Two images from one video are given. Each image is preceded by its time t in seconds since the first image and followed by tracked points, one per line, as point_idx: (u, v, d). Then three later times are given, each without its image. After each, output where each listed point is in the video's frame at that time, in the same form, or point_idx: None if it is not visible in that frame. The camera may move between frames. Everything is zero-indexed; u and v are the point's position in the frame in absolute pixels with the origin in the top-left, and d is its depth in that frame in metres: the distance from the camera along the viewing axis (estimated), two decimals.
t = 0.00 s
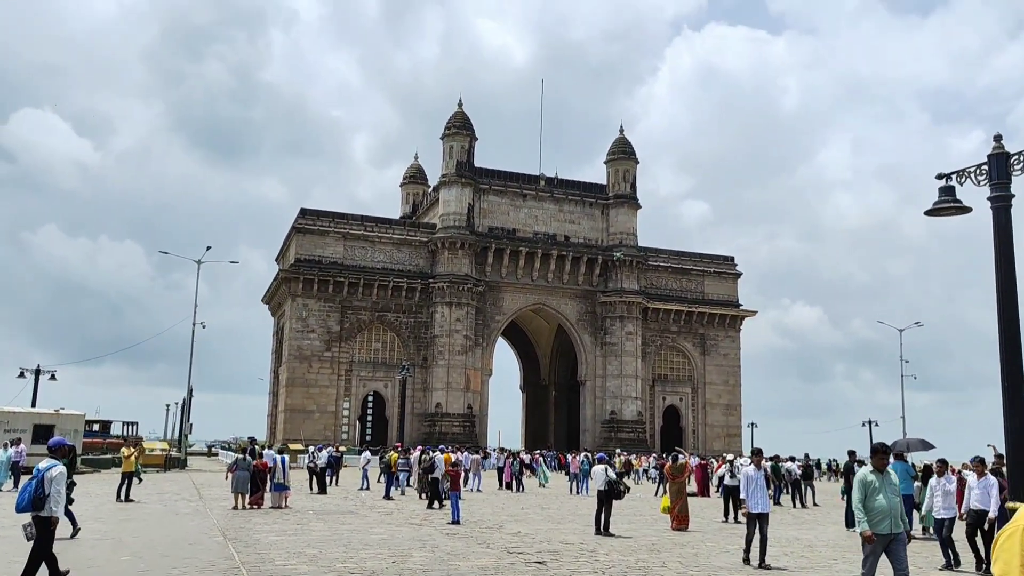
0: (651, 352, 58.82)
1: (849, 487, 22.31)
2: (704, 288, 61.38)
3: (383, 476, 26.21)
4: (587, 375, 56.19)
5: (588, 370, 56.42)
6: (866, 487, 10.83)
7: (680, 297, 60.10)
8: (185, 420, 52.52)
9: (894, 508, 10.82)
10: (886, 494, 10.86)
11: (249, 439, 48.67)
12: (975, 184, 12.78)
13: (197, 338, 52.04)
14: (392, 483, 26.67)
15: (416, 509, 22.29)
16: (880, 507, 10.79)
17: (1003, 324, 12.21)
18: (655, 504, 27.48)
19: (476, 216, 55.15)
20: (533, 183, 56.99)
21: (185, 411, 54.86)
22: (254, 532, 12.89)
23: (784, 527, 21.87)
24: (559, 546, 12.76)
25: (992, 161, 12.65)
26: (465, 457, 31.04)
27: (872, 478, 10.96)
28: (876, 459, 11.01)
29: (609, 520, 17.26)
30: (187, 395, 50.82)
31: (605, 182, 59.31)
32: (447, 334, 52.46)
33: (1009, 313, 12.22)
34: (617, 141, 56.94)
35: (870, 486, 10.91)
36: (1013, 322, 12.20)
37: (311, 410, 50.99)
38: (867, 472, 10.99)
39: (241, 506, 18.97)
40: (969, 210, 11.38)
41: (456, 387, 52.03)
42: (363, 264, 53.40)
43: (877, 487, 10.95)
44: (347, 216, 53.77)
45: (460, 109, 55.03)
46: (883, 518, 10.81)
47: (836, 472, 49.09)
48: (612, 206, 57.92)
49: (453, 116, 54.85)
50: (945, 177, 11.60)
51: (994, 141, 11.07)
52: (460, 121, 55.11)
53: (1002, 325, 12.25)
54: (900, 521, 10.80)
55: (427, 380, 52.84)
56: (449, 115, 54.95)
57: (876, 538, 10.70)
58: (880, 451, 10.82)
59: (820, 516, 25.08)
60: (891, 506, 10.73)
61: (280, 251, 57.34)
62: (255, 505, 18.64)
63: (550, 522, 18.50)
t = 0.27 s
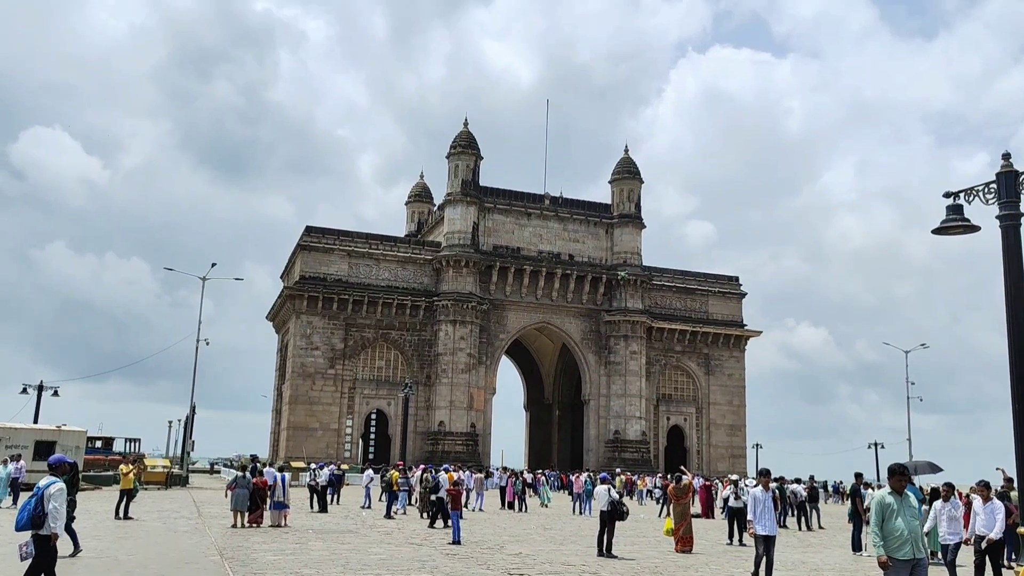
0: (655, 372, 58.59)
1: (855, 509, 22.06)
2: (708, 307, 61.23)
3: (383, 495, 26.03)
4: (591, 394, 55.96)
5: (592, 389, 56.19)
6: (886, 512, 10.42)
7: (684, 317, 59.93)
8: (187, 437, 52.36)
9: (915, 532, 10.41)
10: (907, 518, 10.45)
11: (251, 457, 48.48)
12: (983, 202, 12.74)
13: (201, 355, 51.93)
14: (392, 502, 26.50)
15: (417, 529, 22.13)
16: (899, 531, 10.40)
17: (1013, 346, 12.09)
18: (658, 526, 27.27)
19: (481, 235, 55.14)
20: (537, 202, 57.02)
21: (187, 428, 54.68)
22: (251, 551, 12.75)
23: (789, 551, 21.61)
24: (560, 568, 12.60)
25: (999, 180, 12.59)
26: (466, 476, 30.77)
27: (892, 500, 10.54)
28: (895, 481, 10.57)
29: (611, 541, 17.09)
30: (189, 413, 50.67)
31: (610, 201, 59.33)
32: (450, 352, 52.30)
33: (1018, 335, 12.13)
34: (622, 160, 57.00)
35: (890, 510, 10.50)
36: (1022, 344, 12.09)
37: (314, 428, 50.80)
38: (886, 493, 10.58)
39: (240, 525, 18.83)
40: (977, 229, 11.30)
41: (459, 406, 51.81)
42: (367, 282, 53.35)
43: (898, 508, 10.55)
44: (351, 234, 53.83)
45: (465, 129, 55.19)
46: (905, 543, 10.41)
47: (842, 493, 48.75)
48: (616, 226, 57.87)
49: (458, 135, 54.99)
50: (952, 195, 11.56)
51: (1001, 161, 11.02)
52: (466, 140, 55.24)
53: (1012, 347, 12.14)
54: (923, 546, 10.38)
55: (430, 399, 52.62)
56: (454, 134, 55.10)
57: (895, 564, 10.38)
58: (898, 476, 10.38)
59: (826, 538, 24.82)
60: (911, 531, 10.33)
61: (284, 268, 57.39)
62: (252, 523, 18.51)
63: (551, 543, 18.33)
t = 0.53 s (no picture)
0: (660, 387, 58.36)
1: (862, 528, 21.86)
2: (714, 323, 61.05)
3: (386, 510, 25.91)
4: (596, 409, 55.74)
5: (596, 404, 55.98)
6: (903, 532, 10.10)
7: (689, 332, 59.75)
8: (191, 450, 52.28)
9: (933, 554, 10.09)
10: (925, 539, 10.12)
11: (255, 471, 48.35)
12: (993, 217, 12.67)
13: (205, 368, 51.89)
14: (395, 517, 26.36)
15: (420, 545, 22.00)
16: (917, 552, 10.08)
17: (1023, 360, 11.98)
18: (663, 543, 27.04)
19: (486, 249, 55.13)
20: (543, 217, 57.01)
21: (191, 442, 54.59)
22: (251, 566, 12.66)
23: (795, 569, 21.41)
24: None
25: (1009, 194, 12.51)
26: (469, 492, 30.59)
27: (910, 519, 10.20)
28: (912, 500, 10.23)
29: (615, 558, 16.95)
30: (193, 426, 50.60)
31: (615, 216, 59.29)
32: (455, 366, 52.16)
33: None
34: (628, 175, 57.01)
35: (908, 530, 10.16)
36: None
37: (318, 441, 50.67)
38: (904, 512, 10.23)
39: (240, 539, 18.74)
40: (986, 245, 11.25)
41: (463, 420, 51.63)
42: (372, 296, 53.33)
43: (916, 528, 10.20)
44: (357, 248, 53.86)
45: (471, 143, 55.28)
46: (922, 564, 10.09)
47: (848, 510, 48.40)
48: (622, 241, 57.82)
49: (464, 150, 55.08)
50: (960, 210, 11.53)
51: (1010, 176, 10.95)
52: (471, 155, 55.33)
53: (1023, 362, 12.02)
54: (940, 568, 10.08)
55: (435, 413, 52.47)
56: (460, 149, 55.19)
57: None
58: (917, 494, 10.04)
59: (832, 557, 24.58)
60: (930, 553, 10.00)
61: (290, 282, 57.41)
62: (253, 538, 18.45)
63: (554, 560, 18.18)
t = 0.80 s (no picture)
0: (664, 384, 58.24)
1: (869, 525, 21.71)
2: (718, 320, 60.90)
3: (389, 509, 25.82)
4: (600, 407, 55.64)
5: (601, 402, 55.88)
6: (917, 531, 10.00)
7: (694, 329, 59.61)
8: (195, 450, 52.28)
9: (948, 553, 9.97)
10: (941, 539, 10.00)
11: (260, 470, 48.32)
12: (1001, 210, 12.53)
13: (210, 367, 51.90)
14: (399, 515, 26.26)
15: (424, 544, 21.92)
16: (932, 552, 9.97)
17: None
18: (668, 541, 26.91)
19: (490, 247, 55.04)
20: (546, 215, 56.89)
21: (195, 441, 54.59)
22: (253, 566, 12.57)
23: (801, 567, 21.28)
24: None
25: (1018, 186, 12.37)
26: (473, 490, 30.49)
27: (925, 519, 10.09)
28: (928, 499, 10.12)
29: (619, 557, 16.85)
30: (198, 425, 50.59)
31: (619, 213, 59.16)
32: (459, 364, 52.09)
33: None
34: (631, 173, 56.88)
35: (923, 529, 10.05)
36: None
37: (322, 440, 50.65)
38: (920, 511, 10.12)
39: (243, 538, 18.67)
40: (994, 238, 11.13)
41: (468, 418, 51.57)
42: (376, 294, 53.28)
43: (932, 528, 10.09)
44: (360, 247, 53.82)
45: (474, 141, 55.19)
46: (938, 564, 9.97)
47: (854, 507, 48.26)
48: (625, 238, 57.69)
49: (467, 148, 55.00)
50: (968, 203, 11.40)
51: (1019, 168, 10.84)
52: (475, 153, 55.23)
53: None
54: (956, 568, 9.96)
55: (439, 411, 52.41)
56: (463, 147, 55.11)
57: None
58: (932, 493, 9.95)
59: (839, 554, 24.44)
60: (946, 552, 9.89)
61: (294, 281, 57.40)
62: (256, 537, 18.38)
63: (559, 558, 18.08)
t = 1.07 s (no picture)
0: (667, 380, 58.15)
1: (873, 520, 21.60)
2: (721, 315, 60.76)
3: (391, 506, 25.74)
4: (603, 403, 55.54)
5: (604, 398, 55.79)
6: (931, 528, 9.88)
7: (697, 324, 59.49)
8: (198, 448, 52.26)
9: (963, 551, 9.86)
10: (955, 536, 9.89)
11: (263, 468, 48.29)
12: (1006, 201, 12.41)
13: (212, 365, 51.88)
14: (401, 513, 26.18)
15: (426, 541, 21.85)
16: (946, 550, 9.86)
17: None
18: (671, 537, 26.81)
19: (491, 244, 54.93)
20: (548, 211, 56.76)
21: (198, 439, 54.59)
22: (252, 564, 12.48)
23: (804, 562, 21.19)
24: None
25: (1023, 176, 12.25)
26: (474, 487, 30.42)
27: (939, 516, 9.99)
28: (942, 496, 9.99)
29: (622, 553, 16.76)
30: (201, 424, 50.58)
31: (621, 209, 59.01)
32: (461, 361, 52.01)
33: None
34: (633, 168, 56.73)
35: (937, 526, 9.95)
36: None
37: (325, 438, 50.61)
38: (934, 508, 10.01)
39: (244, 536, 18.60)
40: (1000, 229, 11.02)
41: (470, 415, 51.50)
42: (378, 291, 53.19)
43: (946, 525, 9.98)
44: (362, 244, 53.72)
45: (475, 137, 55.05)
46: (951, 561, 9.87)
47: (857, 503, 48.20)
48: (628, 233, 57.54)
49: (468, 144, 54.85)
50: (973, 194, 11.30)
51: None
52: (476, 149, 55.08)
53: None
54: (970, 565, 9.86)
55: (441, 408, 52.35)
56: (464, 143, 54.97)
57: None
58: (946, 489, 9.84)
59: (843, 550, 24.35)
60: (959, 550, 9.79)
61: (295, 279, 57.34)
62: (257, 535, 18.29)
63: (561, 555, 18.00)
